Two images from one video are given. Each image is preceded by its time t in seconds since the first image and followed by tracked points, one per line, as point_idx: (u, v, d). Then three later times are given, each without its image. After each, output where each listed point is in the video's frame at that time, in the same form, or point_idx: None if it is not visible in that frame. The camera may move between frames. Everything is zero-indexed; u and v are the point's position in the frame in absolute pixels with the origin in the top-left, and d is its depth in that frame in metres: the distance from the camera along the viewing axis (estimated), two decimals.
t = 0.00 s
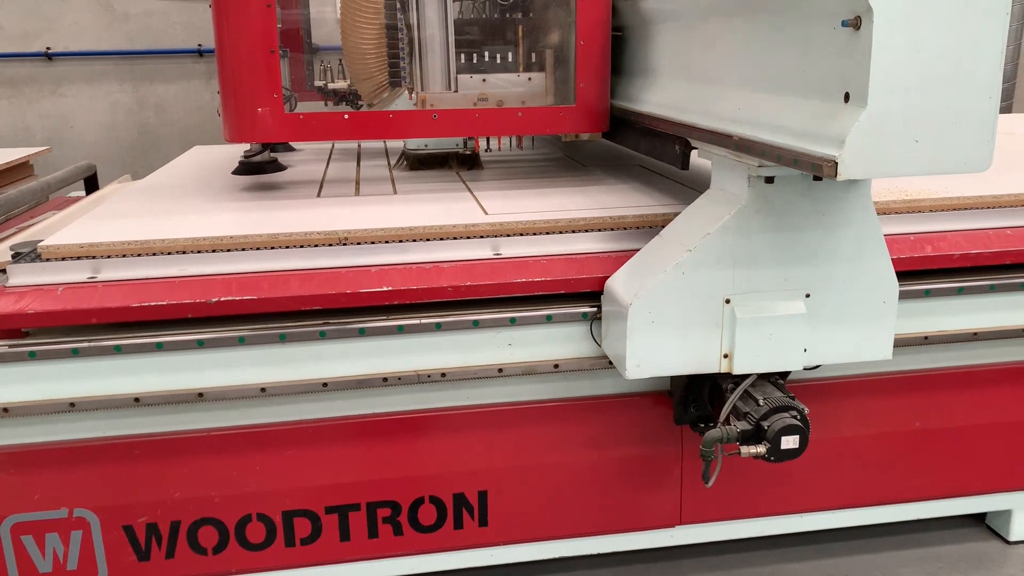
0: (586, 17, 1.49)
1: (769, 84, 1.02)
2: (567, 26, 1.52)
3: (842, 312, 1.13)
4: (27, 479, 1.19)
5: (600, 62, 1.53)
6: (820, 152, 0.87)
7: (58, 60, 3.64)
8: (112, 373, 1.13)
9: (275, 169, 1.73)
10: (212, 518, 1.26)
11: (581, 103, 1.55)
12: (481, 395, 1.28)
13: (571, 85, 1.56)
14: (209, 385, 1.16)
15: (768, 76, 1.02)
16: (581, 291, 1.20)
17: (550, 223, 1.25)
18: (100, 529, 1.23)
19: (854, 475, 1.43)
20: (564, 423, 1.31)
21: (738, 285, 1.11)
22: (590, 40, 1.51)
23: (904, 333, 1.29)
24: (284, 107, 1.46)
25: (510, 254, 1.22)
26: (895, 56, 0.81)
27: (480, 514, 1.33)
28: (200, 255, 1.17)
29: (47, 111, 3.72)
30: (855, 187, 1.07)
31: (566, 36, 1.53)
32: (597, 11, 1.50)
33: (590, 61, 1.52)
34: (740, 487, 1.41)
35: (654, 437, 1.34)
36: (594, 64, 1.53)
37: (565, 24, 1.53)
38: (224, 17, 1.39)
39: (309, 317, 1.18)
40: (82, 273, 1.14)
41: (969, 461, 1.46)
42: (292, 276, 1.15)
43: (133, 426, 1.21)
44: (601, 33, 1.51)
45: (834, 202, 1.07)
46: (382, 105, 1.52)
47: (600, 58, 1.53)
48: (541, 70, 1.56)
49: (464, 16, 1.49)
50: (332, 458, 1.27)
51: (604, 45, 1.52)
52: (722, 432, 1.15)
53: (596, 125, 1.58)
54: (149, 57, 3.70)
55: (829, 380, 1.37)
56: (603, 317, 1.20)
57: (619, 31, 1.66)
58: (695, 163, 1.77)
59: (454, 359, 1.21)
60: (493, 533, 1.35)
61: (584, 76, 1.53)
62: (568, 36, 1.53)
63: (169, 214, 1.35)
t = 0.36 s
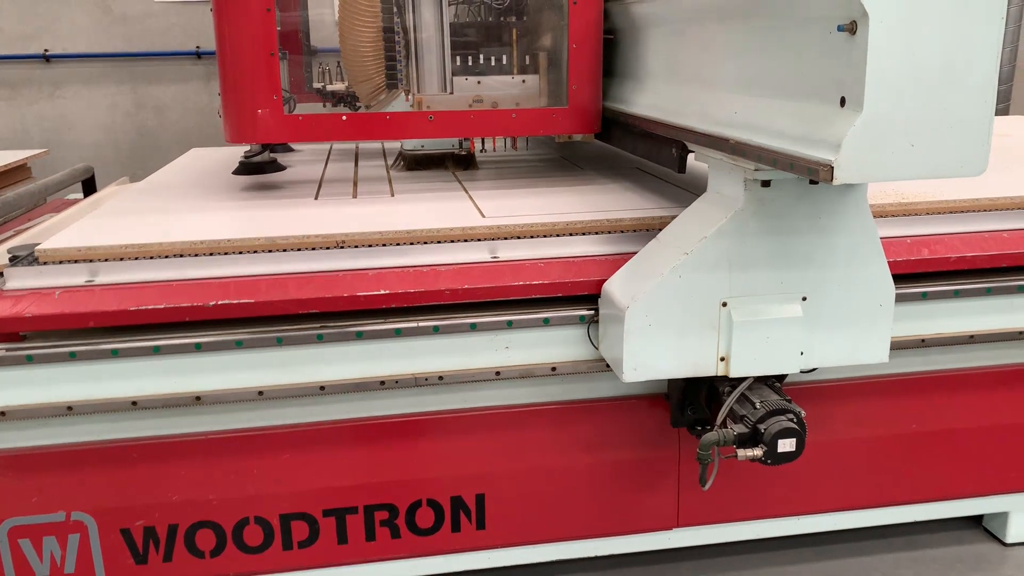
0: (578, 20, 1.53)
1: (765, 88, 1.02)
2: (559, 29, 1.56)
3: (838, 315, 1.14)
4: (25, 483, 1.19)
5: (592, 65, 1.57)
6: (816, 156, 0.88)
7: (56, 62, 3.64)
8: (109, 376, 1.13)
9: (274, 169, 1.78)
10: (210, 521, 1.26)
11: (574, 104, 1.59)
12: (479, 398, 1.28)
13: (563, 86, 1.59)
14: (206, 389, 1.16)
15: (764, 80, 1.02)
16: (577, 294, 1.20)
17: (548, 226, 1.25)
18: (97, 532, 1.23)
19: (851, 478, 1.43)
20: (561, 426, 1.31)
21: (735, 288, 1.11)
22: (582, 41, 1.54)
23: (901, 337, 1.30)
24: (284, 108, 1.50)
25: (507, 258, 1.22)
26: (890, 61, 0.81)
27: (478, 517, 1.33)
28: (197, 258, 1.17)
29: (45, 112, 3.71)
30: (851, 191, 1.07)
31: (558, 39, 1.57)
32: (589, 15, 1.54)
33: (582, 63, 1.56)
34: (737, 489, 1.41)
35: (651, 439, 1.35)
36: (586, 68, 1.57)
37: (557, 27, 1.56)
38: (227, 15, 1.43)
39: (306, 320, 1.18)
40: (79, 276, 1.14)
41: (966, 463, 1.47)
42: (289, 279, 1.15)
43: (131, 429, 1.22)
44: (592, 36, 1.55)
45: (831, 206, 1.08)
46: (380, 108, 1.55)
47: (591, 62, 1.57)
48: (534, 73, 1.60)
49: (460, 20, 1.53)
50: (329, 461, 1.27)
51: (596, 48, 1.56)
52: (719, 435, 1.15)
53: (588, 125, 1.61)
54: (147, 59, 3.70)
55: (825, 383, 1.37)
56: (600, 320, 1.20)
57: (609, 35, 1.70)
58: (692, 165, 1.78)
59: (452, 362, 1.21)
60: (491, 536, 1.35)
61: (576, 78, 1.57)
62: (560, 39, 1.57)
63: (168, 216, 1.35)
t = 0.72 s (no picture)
0: (571, 21, 1.56)
1: (762, 90, 1.02)
2: (553, 30, 1.59)
3: (835, 316, 1.14)
4: (21, 484, 1.19)
5: (585, 66, 1.60)
6: (813, 158, 0.88)
7: (53, 62, 3.64)
8: (106, 378, 1.13)
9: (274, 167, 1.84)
10: (207, 522, 1.26)
11: (567, 104, 1.62)
12: (476, 400, 1.28)
13: (556, 86, 1.62)
14: (203, 390, 1.16)
15: (760, 82, 1.03)
16: (575, 295, 1.20)
17: (546, 227, 1.26)
18: (94, 534, 1.23)
19: (848, 479, 1.43)
20: (559, 427, 1.31)
21: (732, 290, 1.11)
22: (574, 42, 1.57)
23: (898, 338, 1.30)
24: (283, 107, 1.52)
25: (505, 259, 1.22)
26: (887, 64, 0.81)
27: (475, 518, 1.33)
28: (194, 259, 1.17)
29: (42, 112, 3.71)
30: (848, 193, 1.07)
31: (552, 40, 1.60)
32: (582, 18, 1.57)
33: (575, 64, 1.59)
34: (734, 490, 1.41)
35: (648, 440, 1.35)
36: (579, 69, 1.60)
37: (550, 28, 1.59)
38: (228, 16, 1.45)
39: (304, 321, 1.18)
40: (76, 277, 1.14)
41: (963, 464, 1.47)
42: (286, 281, 1.15)
43: (128, 431, 1.21)
44: (585, 39, 1.58)
45: (828, 207, 1.08)
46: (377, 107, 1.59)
47: (585, 63, 1.60)
48: (528, 73, 1.63)
49: (456, 21, 1.55)
50: (327, 462, 1.27)
51: (588, 50, 1.59)
52: (716, 437, 1.15)
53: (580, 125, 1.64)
54: (145, 59, 3.70)
55: (822, 385, 1.37)
56: (597, 322, 1.21)
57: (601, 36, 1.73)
58: (689, 167, 1.78)
59: (449, 364, 1.21)
60: (488, 537, 1.35)
61: (569, 79, 1.60)
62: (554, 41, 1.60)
63: (165, 217, 1.35)
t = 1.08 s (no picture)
0: (566, 21, 1.59)
1: (761, 89, 1.02)
2: (548, 30, 1.61)
3: (834, 315, 1.14)
4: (20, 483, 1.19)
5: (580, 63, 1.63)
6: (812, 157, 0.88)
7: (51, 61, 3.63)
8: (104, 377, 1.13)
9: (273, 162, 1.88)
10: (206, 522, 1.26)
11: (562, 102, 1.64)
12: (475, 399, 1.28)
13: (552, 84, 1.65)
14: (202, 390, 1.16)
15: (759, 81, 1.03)
16: (574, 294, 1.20)
17: (544, 227, 1.26)
18: (93, 533, 1.23)
19: (846, 478, 1.44)
20: (557, 426, 1.31)
21: (730, 290, 1.11)
22: (569, 41, 1.60)
23: (897, 337, 1.30)
24: (283, 105, 1.55)
25: (504, 258, 1.22)
26: (886, 63, 0.81)
27: (474, 517, 1.33)
28: (193, 259, 1.17)
29: (39, 111, 3.70)
30: (846, 193, 1.07)
31: (547, 39, 1.62)
32: (577, 18, 1.59)
33: (569, 62, 1.62)
34: (733, 490, 1.41)
35: (647, 440, 1.35)
36: (574, 67, 1.63)
37: (545, 27, 1.61)
38: (229, 15, 1.47)
39: (302, 320, 1.18)
40: (75, 276, 1.14)
41: (961, 463, 1.47)
42: (285, 280, 1.15)
43: (127, 430, 1.21)
44: (579, 39, 1.61)
45: (827, 207, 1.08)
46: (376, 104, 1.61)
47: (579, 62, 1.63)
48: (524, 71, 1.66)
49: (453, 21, 1.58)
50: (326, 462, 1.27)
51: (583, 50, 1.62)
52: (715, 437, 1.15)
53: (575, 122, 1.67)
54: (143, 58, 3.69)
55: (821, 384, 1.37)
56: (596, 321, 1.21)
57: (597, 36, 1.75)
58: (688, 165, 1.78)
59: (448, 363, 1.21)
60: (487, 536, 1.35)
61: (564, 76, 1.63)
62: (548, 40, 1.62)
63: (163, 216, 1.35)
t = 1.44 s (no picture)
0: (561, 19, 1.62)
1: (760, 87, 1.02)
2: (543, 27, 1.66)
3: (834, 313, 1.14)
4: (19, 481, 1.19)
5: (574, 60, 1.66)
6: (811, 155, 0.88)
7: (50, 58, 3.63)
8: (103, 375, 1.13)
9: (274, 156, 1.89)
10: (205, 519, 1.26)
11: (557, 98, 1.67)
12: (475, 396, 1.28)
13: (547, 80, 1.69)
14: (201, 388, 1.16)
15: (758, 79, 1.03)
16: (574, 292, 1.20)
17: (543, 224, 1.27)
18: (93, 530, 1.23)
19: (845, 475, 1.44)
20: (557, 424, 1.31)
21: (730, 287, 1.11)
22: (565, 38, 1.63)
23: (896, 335, 1.30)
24: (283, 101, 1.57)
25: (503, 255, 1.22)
26: (885, 61, 0.81)
27: (473, 514, 1.33)
28: (192, 257, 1.17)
29: (38, 109, 3.70)
30: (846, 190, 1.07)
31: (542, 36, 1.67)
32: (572, 14, 1.63)
33: (564, 57, 1.65)
34: (733, 487, 1.41)
35: (647, 437, 1.35)
36: (569, 65, 1.66)
37: (541, 25, 1.67)
38: (231, 14, 1.51)
39: (302, 318, 1.18)
40: (74, 274, 1.14)
41: (960, 461, 1.47)
42: (285, 278, 1.15)
43: (127, 429, 1.21)
44: (574, 35, 1.63)
45: (826, 205, 1.08)
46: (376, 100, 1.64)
47: (573, 60, 1.66)
48: (520, 68, 1.70)
49: (450, 18, 1.63)
50: (326, 459, 1.27)
51: (578, 45, 1.65)
52: (714, 434, 1.15)
53: (569, 118, 1.70)
54: (142, 55, 3.69)
55: (820, 381, 1.37)
56: (595, 318, 1.21)
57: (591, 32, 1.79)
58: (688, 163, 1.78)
59: (447, 361, 1.21)
60: (486, 534, 1.35)
61: (559, 73, 1.66)
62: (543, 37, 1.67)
63: (163, 214, 1.35)
